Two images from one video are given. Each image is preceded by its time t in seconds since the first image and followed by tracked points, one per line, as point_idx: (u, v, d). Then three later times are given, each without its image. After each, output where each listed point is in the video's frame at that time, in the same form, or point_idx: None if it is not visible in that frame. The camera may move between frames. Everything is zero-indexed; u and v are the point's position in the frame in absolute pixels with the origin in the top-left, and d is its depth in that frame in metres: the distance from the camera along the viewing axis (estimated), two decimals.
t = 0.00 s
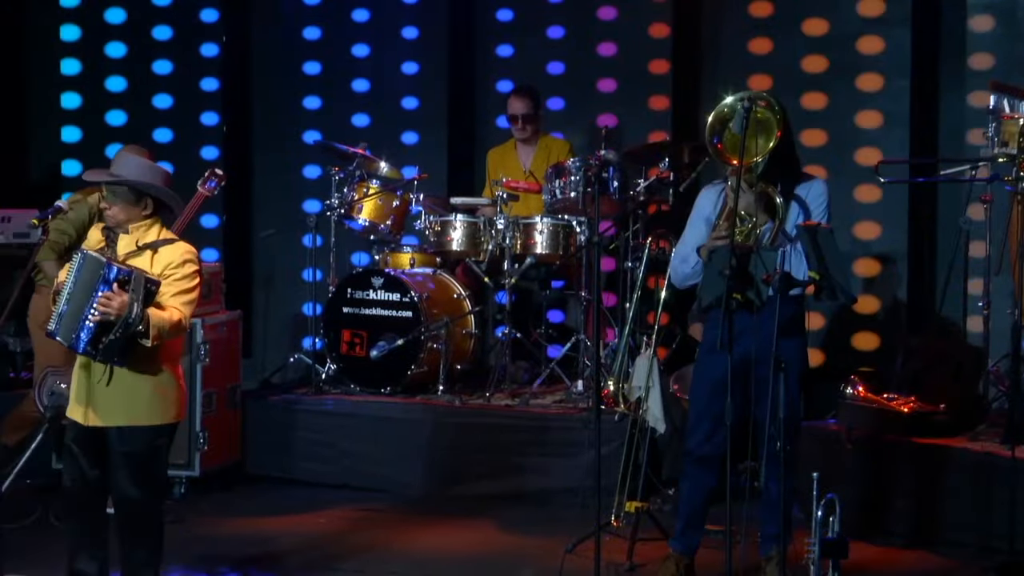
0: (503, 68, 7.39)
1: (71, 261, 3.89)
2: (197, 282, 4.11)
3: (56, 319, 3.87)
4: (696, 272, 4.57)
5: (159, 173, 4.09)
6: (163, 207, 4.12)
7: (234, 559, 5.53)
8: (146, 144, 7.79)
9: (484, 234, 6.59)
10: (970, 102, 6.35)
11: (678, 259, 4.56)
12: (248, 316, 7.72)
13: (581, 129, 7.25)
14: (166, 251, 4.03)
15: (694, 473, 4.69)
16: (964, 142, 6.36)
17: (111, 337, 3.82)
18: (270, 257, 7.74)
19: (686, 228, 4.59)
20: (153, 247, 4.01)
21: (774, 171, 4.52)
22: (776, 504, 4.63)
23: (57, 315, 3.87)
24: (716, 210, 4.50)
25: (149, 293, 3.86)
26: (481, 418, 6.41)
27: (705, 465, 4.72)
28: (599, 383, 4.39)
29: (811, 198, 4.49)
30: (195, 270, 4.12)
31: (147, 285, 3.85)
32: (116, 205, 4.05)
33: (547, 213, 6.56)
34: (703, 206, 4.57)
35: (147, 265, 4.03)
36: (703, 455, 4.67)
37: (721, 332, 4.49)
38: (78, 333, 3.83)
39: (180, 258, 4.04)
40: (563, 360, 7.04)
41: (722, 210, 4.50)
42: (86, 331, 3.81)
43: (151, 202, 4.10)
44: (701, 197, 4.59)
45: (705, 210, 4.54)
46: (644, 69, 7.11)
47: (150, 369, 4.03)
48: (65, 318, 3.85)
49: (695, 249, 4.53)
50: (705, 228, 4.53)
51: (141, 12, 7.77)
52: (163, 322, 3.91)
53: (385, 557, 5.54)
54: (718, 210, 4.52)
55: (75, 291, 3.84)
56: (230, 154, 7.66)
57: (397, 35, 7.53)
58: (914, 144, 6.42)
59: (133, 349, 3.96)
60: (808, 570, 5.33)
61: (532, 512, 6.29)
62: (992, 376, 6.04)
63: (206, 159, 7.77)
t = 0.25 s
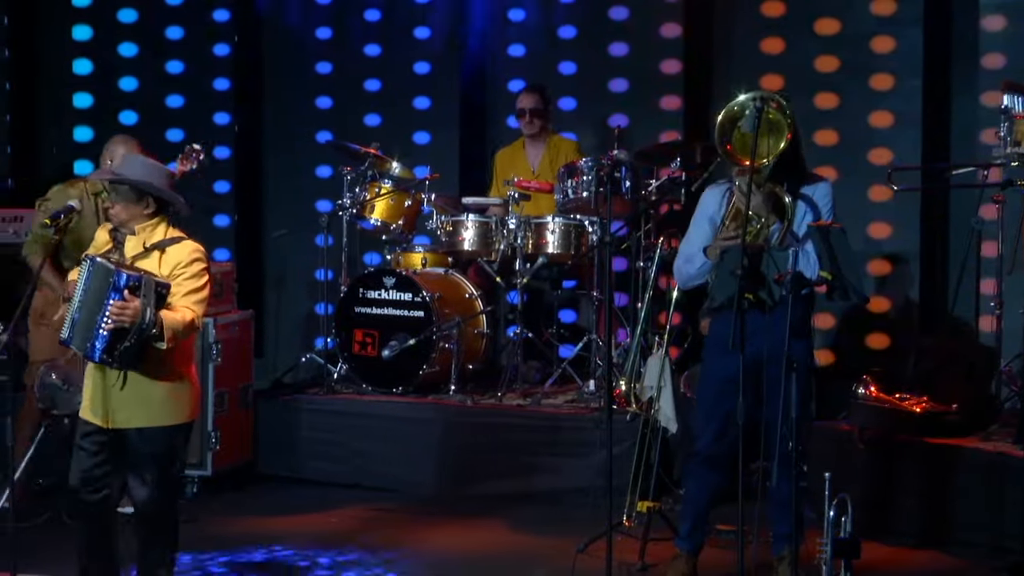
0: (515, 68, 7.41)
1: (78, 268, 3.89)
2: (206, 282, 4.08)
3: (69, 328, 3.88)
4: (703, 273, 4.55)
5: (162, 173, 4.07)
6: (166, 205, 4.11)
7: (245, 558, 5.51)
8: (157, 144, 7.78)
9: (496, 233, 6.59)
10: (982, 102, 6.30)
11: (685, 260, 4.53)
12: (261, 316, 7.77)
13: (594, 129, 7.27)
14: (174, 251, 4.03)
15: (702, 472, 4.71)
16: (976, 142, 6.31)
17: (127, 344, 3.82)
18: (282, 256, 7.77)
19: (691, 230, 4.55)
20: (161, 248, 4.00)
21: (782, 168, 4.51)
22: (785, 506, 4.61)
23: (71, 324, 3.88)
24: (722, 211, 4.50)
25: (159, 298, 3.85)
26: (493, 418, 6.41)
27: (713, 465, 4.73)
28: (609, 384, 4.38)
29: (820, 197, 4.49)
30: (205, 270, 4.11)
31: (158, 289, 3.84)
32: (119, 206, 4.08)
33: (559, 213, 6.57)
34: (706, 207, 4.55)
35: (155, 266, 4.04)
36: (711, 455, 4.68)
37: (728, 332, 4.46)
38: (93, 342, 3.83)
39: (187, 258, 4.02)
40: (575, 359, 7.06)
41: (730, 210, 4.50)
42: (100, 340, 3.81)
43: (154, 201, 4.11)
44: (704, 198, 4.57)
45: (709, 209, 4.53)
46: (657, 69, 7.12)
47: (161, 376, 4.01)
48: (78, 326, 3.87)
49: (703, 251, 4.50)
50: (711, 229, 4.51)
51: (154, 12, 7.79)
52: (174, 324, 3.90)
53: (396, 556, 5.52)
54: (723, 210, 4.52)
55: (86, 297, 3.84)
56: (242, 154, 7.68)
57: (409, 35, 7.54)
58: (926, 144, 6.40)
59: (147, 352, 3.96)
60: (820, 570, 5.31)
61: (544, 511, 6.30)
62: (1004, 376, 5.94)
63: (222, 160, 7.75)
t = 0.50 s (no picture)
0: (529, 68, 7.43)
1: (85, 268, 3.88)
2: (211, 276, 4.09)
3: (81, 328, 3.86)
4: (700, 274, 4.52)
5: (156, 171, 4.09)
6: (162, 203, 4.11)
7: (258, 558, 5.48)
8: (172, 143, 7.82)
9: (510, 233, 6.58)
10: (997, 101, 6.27)
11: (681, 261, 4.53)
12: (274, 315, 7.80)
13: (608, 130, 7.29)
14: (178, 247, 4.03)
15: (709, 471, 4.72)
16: (991, 142, 6.30)
17: (145, 345, 3.82)
18: (295, 256, 7.80)
19: (680, 233, 4.62)
20: (165, 244, 4.00)
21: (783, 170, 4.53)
22: (791, 504, 4.61)
23: (82, 323, 3.86)
24: (711, 210, 4.55)
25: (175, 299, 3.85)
26: (507, 418, 6.41)
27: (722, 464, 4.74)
28: (622, 385, 4.37)
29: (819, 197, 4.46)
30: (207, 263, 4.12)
31: (174, 290, 3.83)
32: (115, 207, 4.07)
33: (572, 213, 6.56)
34: (695, 210, 4.62)
35: (160, 262, 4.03)
36: (722, 454, 4.67)
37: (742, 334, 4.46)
38: (109, 344, 3.80)
39: (192, 252, 4.03)
40: (588, 359, 7.07)
41: (718, 210, 4.55)
42: (118, 342, 3.79)
43: (149, 201, 4.10)
44: (691, 202, 4.64)
45: (699, 210, 4.60)
46: (671, 69, 7.13)
47: (166, 373, 3.99)
48: (91, 325, 3.83)
49: (700, 250, 4.51)
50: (701, 229, 4.56)
51: (167, 13, 7.81)
52: (187, 323, 3.92)
53: (409, 555, 5.51)
54: (712, 210, 4.57)
55: (97, 299, 3.80)
56: (255, 153, 7.71)
57: (422, 34, 7.56)
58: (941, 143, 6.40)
59: (160, 351, 3.97)
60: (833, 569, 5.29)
61: (557, 511, 6.29)
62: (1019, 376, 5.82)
63: (231, 159, 7.82)
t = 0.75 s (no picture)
0: (540, 68, 7.44)
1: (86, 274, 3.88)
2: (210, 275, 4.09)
3: (84, 334, 3.86)
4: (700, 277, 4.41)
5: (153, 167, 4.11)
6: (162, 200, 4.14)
7: (268, 559, 5.48)
8: (184, 143, 7.85)
9: (521, 233, 6.59)
10: (1009, 100, 6.21)
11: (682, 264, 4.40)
12: (286, 314, 7.83)
13: (620, 130, 7.29)
14: (176, 249, 4.04)
15: (709, 471, 4.69)
16: (1003, 142, 6.22)
17: (155, 352, 3.83)
18: (305, 256, 7.82)
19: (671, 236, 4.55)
20: (164, 248, 4.00)
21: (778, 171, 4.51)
22: (796, 503, 4.48)
23: (85, 330, 3.86)
24: (702, 213, 4.53)
25: (184, 304, 3.84)
26: (518, 418, 6.40)
27: (719, 464, 4.72)
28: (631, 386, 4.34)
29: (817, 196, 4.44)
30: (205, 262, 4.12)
31: (183, 294, 3.83)
32: (116, 207, 4.05)
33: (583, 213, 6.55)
34: (684, 215, 4.59)
35: (160, 264, 4.04)
36: (721, 456, 4.65)
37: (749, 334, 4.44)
38: (119, 351, 3.79)
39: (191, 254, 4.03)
40: (600, 359, 7.08)
41: (709, 211, 4.53)
42: (129, 348, 3.78)
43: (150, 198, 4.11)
44: (678, 207, 4.62)
45: (690, 213, 4.58)
46: (682, 69, 7.13)
47: (173, 377, 4.01)
48: (96, 331, 3.83)
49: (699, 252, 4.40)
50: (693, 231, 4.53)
51: (178, 12, 7.82)
52: (191, 326, 3.94)
53: (419, 556, 5.51)
54: (702, 213, 4.55)
55: (100, 303, 3.82)
56: (266, 153, 7.73)
57: (433, 34, 7.56)
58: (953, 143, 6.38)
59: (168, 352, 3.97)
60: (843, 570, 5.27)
61: (568, 511, 6.29)
62: None
63: (245, 159, 7.82)
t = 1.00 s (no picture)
0: (551, 68, 7.44)
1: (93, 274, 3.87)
2: (216, 272, 4.08)
3: (94, 331, 3.84)
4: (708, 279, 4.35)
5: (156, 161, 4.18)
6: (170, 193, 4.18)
7: (279, 558, 5.47)
8: (195, 143, 7.86)
9: (532, 233, 6.58)
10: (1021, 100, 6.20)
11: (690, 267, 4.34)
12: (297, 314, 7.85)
13: (631, 130, 7.30)
14: (181, 243, 4.03)
15: (714, 471, 4.66)
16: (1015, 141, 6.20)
17: (170, 350, 3.82)
18: (316, 256, 7.84)
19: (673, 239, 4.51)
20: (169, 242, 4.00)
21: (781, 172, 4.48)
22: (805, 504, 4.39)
23: (94, 328, 3.84)
24: (702, 215, 4.52)
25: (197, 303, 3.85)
26: (530, 418, 6.42)
27: (725, 464, 4.68)
28: (643, 386, 4.26)
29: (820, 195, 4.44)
30: (211, 258, 4.11)
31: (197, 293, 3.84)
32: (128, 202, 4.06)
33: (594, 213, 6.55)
34: (684, 217, 4.56)
35: (165, 260, 4.02)
36: (727, 456, 4.62)
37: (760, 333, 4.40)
38: (133, 349, 3.78)
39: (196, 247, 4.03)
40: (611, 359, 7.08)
41: (710, 213, 4.52)
42: (144, 347, 3.77)
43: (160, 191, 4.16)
44: (677, 209, 4.58)
45: (690, 214, 4.55)
46: (694, 69, 7.14)
47: (182, 372, 4.04)
48: (107, 328, 3.83)
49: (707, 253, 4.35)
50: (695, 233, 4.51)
51: (189, 13, 7.83)
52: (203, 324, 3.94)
53: (430, 555, 5.50)
54: (702, 214, 4.53)
55: (110, 301, 3.83)
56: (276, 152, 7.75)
57: (444, 34, 7.57)
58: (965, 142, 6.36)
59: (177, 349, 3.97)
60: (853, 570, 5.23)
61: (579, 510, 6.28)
62: None
63: (257, 159, 7.84)
